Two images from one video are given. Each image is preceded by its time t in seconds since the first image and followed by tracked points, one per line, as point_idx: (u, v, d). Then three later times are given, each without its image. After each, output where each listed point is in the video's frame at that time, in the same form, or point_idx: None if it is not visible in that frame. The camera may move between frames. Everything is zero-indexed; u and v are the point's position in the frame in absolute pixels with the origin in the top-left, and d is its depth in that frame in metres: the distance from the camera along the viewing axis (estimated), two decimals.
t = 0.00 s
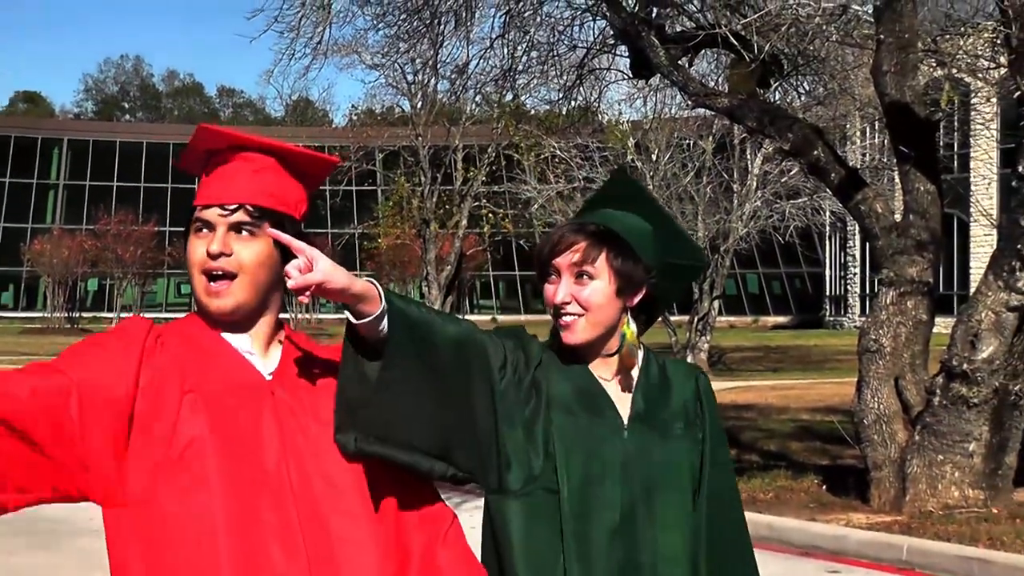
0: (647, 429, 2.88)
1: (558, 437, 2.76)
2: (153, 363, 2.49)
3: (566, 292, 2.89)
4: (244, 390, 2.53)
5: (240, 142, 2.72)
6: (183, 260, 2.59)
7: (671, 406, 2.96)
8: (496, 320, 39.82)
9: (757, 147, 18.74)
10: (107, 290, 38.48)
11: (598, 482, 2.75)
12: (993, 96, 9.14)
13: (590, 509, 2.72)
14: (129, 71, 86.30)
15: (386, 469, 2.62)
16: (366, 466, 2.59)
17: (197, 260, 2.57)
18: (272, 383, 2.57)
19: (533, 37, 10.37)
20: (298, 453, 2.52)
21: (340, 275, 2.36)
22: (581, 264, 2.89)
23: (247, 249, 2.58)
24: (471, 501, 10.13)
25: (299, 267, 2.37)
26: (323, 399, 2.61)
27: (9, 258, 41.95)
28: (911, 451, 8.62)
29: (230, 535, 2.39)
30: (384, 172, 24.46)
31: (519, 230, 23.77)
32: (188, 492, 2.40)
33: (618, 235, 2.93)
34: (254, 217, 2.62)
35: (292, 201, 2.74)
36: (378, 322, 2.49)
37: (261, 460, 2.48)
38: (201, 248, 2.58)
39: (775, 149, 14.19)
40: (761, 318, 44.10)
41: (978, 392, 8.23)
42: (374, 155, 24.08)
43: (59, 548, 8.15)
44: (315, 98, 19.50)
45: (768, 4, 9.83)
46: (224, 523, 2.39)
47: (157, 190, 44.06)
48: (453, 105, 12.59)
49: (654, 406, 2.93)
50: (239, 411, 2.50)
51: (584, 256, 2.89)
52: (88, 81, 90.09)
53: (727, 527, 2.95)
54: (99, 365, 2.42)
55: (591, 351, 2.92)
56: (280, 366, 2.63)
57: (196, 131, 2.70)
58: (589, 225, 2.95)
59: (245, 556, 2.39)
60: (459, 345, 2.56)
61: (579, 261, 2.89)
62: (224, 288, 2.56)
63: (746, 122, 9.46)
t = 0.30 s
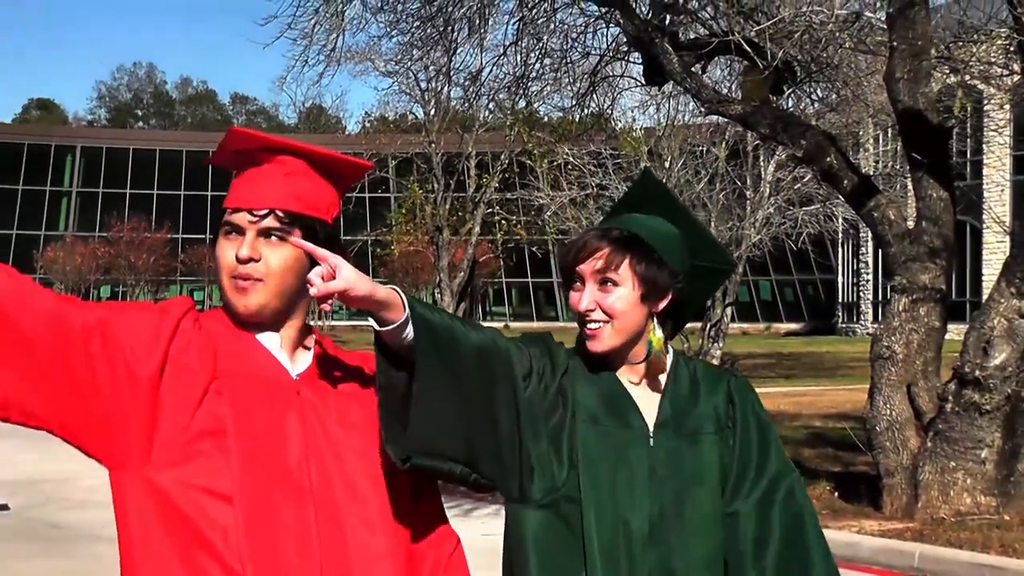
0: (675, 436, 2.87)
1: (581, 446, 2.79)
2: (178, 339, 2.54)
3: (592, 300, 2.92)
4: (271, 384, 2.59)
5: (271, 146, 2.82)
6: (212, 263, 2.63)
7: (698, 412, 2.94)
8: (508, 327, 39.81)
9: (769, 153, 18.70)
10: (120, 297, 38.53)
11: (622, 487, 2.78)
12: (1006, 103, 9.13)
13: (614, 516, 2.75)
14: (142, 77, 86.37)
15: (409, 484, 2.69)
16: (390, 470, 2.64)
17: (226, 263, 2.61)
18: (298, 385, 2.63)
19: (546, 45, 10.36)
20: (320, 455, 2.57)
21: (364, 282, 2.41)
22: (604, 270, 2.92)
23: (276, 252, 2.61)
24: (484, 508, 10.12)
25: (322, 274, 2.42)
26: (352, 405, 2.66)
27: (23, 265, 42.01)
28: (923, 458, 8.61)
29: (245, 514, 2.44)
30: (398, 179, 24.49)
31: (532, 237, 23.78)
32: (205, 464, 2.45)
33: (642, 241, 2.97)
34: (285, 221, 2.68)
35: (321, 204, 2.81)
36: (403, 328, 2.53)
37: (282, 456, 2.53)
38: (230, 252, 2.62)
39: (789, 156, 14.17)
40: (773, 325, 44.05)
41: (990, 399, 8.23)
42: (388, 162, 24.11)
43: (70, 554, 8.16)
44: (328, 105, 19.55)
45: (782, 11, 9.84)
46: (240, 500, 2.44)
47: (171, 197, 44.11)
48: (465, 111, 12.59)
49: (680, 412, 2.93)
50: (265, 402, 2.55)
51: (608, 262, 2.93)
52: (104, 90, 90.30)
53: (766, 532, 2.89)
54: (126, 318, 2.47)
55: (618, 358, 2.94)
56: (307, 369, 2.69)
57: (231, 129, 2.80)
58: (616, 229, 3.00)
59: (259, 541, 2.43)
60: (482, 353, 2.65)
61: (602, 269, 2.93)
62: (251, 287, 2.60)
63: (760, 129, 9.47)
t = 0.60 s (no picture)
0: (674, 441, 2.88)
1: (579, 449, 2.81)
2: (175, 347, 2.59)
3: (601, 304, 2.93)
4: (268, 390, 2.63)
5: (278, 145, 2.81)
6: (218, 263, 2.65)
7: (696, 419, 2.95)
8: (501, 330, 39.80)
9: (761, 157, 18.69)
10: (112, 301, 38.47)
11: (622, 490, 2.79)
12: (997, 108, 9.14)
13: (611, 522, 2.75)
14: (134, 82, 86.22)
15: (407, 489, 2.74)
16: (388, 479, 2.68)
17: (233, 265, 2.63)
18: (298, 391, 2.67)
19: (538, 48, 10.35)
20: (317, 465, 2.61)
21: (366, 289, 2.44)
22: (613, 274, 2.92)
23: (285, 255, 2.64)
24: (477, 511, 10.11)
25: (324, 283, 2.44)
26: (350, 412, 2.69)
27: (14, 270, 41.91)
28: (916, 462, 8.61)
29: (239, 517, 2.48)
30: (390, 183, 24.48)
31: (524, 241, 23.76)
32: (201, 470, 2.50)
33: (645, 244, 2.99)
34: (291, 225, 2.71)
35: (327, 204, 2.83)
36: (406, 336, 2.58)
37: (279, 464, 2.57)
38: (236, 253, 2.65)
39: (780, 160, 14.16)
40: (765, 328, 44.05)
41: (983, 403, 8.23)
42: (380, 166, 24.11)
43: (61, 558, 8.13)
44: (319, 109, 19.52)
45: (774, 15, 9.86)
46: (234, 505, 2.48)
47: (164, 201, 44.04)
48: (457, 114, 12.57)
49: (680, 419, 2.93)
50: (261, 409, 2.59)
51: (619, 266, 2.94)
52: (96, 93, 90.22)
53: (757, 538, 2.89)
54: (122, 324, 2.54)
55: (620, 364, 2.97)
56: (307, 375, 2.72)
57: (241, 130, 2.78)
58: (615, 233, 3.01)
59: (254, 546, 2.47)
60: (483, 358, 2.70)
61: (613, 272, 2.93)
62: (258, 291, 2.63)
63: (752, 133, 9.48)
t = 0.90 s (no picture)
0: (687, 445, 2.86)
1: (593, 455, 2.81)
2: (193, 353, 2.59)
3: (624, 310, 2.92)
4: (287, 394, 2.62)
5: (297, 145, 2.80)
6: (237, 267, 2.65)
7: (710, 421, 2.93)
8: (513, 335, 39.82)
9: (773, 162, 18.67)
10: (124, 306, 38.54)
11: (635, 494, 2.79)
12: (1009, 113, 9.13)
13: (623, 525, 2.75)
14: (146, 87, 86.28)
15: (424, 496, 2.73)
16: (402, 486, 2.67)
17: (253, 266, 2.64)
18: (316, 395, 2.66)
19: (549, 54, 10.34)
20: (334, 471, 2.61)
21: (384, 295, 2.44)
22: (642, 279, 2.94)
23: (304, 257, 2.64)
24: (488, 517, 10.11)
25: (342, 288, 2.45)
26: (369, 417, 2.69)
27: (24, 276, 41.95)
28: (927, 468, 8.59)
29: (255, 522, 2.48)
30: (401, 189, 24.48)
31: (536, 246, 23.76)
32: (216, 476, 2.51)
33: (660, 247, 3.00)
34: (310, 226, 2.71)
35: (348, 203, 2.83)
36: (422, 342, 2.59)
37: (296, 471, 2.56)
38: (256, 255, 2.64)
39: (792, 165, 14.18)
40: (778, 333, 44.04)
41: (994, 408, 8.22)
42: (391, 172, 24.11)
43: (72, 564, 8.14)
44: (330, 114, 19.53)
45: (785, 21, 9.87)
46: (250, 510, 2.49)
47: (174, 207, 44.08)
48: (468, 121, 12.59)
49: (692, 423, 2.92)
50: (279, 413, 2.59)
51: (642, 270, 2.94)
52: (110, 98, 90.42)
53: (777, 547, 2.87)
54: (137, 329, 2.54)
55: (637, 370, 2.97)
56: (325, 379, 2.72)
57: (258, 132, 2.78)
58: (630, 237, 3.01)
59: (269, 550, 2.48)
60: (497, 364, 2.70)
61: (639, 275, 2.94)
62: (276, 293, 2.63)
63: (764, 138, 9.49)
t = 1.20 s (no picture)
0: (685, 450, 2.86)
1: (591, 462, 2.82)
2: (201, 359, 2.60)
3: (626, 317, 2.91)
4: (297, 401, 2.62)
5: (303, 150, 2.81)
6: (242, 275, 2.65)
7: (708, 426, 2.92)
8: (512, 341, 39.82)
9: (772, 168, 18.66)
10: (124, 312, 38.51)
11: (634, 501, 2.79)
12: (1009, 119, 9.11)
13: (622, 533, 2.76)
14: (144, 92, 86.35)
15: (434, 502, 2.72)
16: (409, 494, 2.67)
17: (259, 272, 2.64)
18: (324, 402, 2.66)
19: (548, 60, 10.33)
20: (341, 478, 2.61)
21: (386, 302, 2.44)
22: (641, 287, 2.93)
23: (309, 264, 2.64)
24: (488, 523, 10.10)
25: (345, 296, 2.44)
26: (375, 423, 2.68)
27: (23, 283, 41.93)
28: (927, 474, 8.59)
29: (262, 529, 2.49)
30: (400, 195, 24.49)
31: (535, 252, 23.77)
32: (222, 483, 2.50)
33: (662, 254, 2.99)
34: (316, 232, 2.71)
35: (357, 209, 2.83)
36: (424, 349, 2.58)
37: (303, 478, 2.57)
38: (260, 262, 2.65)
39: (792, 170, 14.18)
40: (778, 339, 44.04)
41: (994, 414, 8.22)
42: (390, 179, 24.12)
43: (73, 570, 8.13)
44: (329, 121, 19.52)
45: (784, 27, 9.87)
46: (256, 518, 2.49)
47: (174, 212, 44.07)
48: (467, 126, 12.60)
49: (691, 429, 2.91)
50: (286, 420, 2.59)
51: (643, 278, 2.93)
52: (112, 102, 90.54)
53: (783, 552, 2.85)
54: (143, 337, 2.54)
55: (641, 377, 2.96)
56: (333, 383, 2.71)
57: (264, 137, 2.80)
58: (629, 242, 3.01)
59: (274, 553, 2.48)
60: (498, 371, 2.70)
61: (639, 283, 2.93)
62: (282, 300, 2.63)
63: (763, 144, 9.47)
